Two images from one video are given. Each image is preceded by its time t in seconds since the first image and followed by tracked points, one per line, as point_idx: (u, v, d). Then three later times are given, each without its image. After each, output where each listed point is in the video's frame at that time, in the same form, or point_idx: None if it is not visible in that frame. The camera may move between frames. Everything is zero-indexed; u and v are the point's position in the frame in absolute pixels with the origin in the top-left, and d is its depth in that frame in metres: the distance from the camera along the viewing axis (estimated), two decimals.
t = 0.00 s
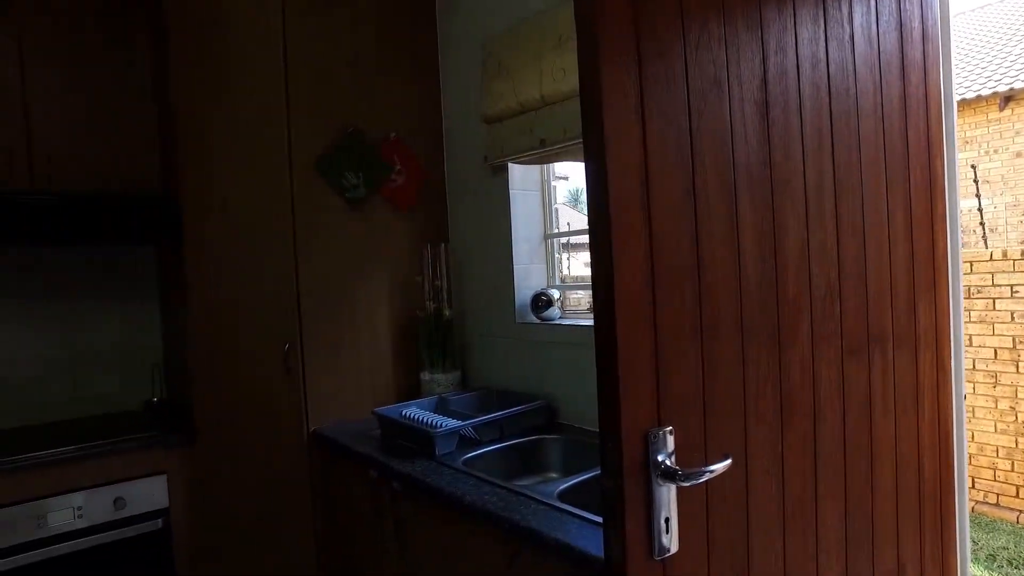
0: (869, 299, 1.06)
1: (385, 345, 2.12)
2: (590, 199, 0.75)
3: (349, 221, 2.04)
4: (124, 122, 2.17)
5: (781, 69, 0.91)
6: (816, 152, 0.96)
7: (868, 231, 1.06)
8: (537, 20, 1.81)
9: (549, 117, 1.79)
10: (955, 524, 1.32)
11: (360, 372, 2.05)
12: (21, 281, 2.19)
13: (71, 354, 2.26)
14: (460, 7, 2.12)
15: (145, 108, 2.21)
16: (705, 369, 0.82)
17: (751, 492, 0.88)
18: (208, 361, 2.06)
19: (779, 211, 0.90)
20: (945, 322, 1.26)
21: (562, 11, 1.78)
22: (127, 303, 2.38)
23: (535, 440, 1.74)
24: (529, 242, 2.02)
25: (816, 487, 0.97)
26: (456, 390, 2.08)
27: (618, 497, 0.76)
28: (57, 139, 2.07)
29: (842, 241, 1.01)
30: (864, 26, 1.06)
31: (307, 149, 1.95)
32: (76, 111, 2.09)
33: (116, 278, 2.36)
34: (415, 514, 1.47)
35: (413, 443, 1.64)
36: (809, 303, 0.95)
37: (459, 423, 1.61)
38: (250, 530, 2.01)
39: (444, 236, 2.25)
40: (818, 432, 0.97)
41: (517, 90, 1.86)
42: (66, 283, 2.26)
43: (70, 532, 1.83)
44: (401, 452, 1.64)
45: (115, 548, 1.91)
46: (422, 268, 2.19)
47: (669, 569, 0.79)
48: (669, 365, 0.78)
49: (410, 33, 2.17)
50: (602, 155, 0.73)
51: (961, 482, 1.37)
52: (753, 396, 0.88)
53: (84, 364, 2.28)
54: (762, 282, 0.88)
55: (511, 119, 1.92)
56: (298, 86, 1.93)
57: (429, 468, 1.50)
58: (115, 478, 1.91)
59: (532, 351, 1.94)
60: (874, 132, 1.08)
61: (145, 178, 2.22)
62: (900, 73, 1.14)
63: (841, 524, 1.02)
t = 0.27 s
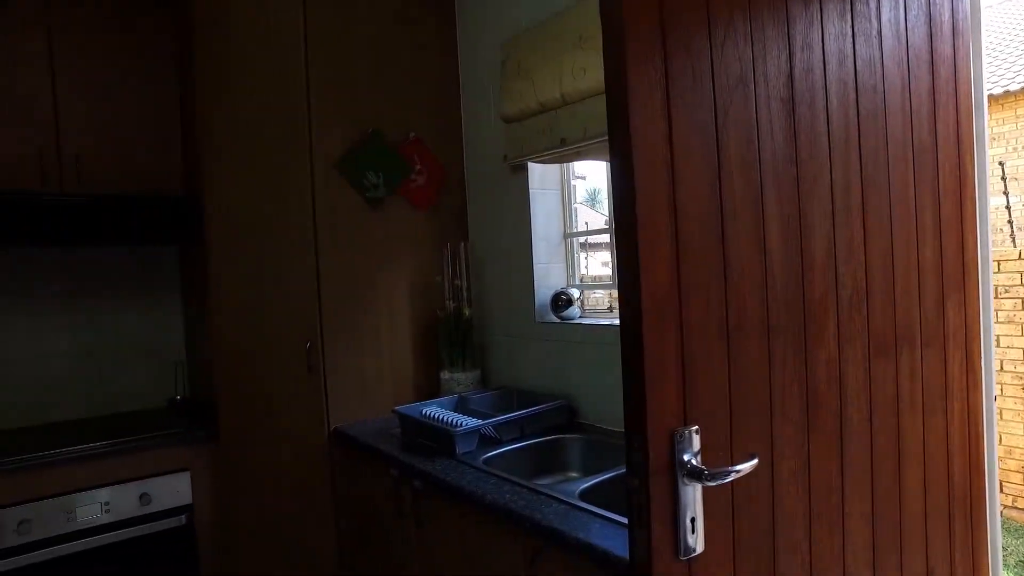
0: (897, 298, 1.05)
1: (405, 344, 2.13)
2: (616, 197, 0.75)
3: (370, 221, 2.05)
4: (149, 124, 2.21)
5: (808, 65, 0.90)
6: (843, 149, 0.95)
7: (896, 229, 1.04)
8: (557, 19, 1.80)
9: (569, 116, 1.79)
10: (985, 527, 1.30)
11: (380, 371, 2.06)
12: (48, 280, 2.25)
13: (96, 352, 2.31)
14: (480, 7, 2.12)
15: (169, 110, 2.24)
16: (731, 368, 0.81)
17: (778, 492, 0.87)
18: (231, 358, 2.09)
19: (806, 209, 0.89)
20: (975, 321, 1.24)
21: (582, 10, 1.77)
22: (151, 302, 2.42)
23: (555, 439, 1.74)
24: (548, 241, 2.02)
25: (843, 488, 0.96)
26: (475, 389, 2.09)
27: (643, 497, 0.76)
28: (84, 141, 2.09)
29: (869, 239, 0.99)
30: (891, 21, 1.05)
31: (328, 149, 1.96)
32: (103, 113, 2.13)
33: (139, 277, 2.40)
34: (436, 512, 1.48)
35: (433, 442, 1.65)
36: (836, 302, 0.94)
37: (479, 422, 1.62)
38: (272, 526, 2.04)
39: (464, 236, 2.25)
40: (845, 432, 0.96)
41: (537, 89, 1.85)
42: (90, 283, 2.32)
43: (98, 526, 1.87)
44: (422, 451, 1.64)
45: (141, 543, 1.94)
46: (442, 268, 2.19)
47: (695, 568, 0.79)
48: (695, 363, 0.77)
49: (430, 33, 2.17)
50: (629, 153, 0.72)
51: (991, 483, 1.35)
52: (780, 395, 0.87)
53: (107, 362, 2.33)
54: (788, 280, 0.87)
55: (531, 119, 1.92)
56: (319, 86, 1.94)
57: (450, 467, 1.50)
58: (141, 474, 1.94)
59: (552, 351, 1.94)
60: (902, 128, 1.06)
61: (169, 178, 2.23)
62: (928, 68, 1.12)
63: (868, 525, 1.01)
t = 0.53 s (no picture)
0: (920, 297, 1.03)
1: (421, 343, 2.13)
2: (637, 195, 0.74)
3: (386, 221, 2.06)
4: (169, 124, 2.23)
5: (830, 61, 0.89)
6: (866, 146, 0.94)
7: (919, 227, 1.03)
8: (573, 17, 1.80)
9: (585, 114, 1.78)
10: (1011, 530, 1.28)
11: (396, 370, 2.07)
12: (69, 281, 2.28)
13: (114, 351, 2.35)
14: (495, 6, 2.13)
15: (188, 110, 2.26)
16: (752, 367, 0.81)
17: (800, 493, 0.86)
18: (248, 358, 2.09)
19: (828, 206, 0.88)
20: (1001, 321, 1.22)
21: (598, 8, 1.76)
22: (169, 301, 2.45)
23: (571, 439, 1.73)
24: (565, 241, 2.01)
25: (866, 490, 0.95)
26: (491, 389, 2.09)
27: (664, 497, 0.75)
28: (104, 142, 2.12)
29: (892, 237, 0.98)
30: (915, 16, 1.03)
31: (345, 150, 1.98)
32: (123, 115, 2.15)
33: (157, 277, 2.43)
34: (452, 511, 1.48)
35: (449, 441, 1.65)
36: (859, 301, 0.93)
37: (495, 421, 1.62)
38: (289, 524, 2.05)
39: (479, 235, 2.25)
40: (868, 433, 0.95)
41: (553, 88, 1.85)
42: (110, 283, 2.35)
43: (118, 522, 1.90)
44: (438, 450, 1.65)
45: (160, 539, 1.96)
46: (457, 267, 2.20)
47: (716, 569, 0.78)
48: (717, 363, 0.77)
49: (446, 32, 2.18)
50: (649, 151, 0.72)
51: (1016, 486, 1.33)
52: (801, 395, 0.86)
53: (124, 361, 2.36)
54: (810, 278, 0.87)
55: (547, 118, 1.92)
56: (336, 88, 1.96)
57: (466, 466, 1.50)
58: (160, 472, 1.96)
59: (568, 350, 1.93)
60: (926, 125, 1.05)
61: (187, 179, 2.26)
62: (953, 64, 1.11)
63: (891, 527, 0.99)
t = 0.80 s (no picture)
0: (947, 297, 1.01)
1: (437, 342, 2.13)
2: (657, 193, 0.73)
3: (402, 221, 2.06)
4: (188, 126, 2.25)
5: (854, 56, 0.88)
6: (891, 143, 0.92)
7: (946, 226, 1.01)
8: (590, 16, 1.79)
9: (602, 113, 1.77)
10: None
11: (413, 370, 2.07)
12: (90, 281, 2.31)
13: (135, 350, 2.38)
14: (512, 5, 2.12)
15: (206, 112, 2.28)
16: (774, 368, 0.79)
17: (823, 496, 0.85)
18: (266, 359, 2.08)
19: (851, 205, 0.87)
20: None
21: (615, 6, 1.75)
22: (189, 301, 2.47)
23: (588, 439, 1.72)
24: (581, 240, 2.00)
25: (891, 494, 0.93)
26: (507, 389, 2.09)
27: (685, 499, 0.74)
28: (125, 144, 2.15)
29: (918, 236, 0.96)
30: (942, 9, 1.01)
31: (361, 150, 1.99)
32: (143, 117, 2.18)
33: (177, 276, 2.45)
34: (468, 512, 1.48)
35: (465, 441, 1.65)
36: (883, 301, 0.91)
37: (511, 422, 1.61)
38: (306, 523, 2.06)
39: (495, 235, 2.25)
40: (893, 435, 0.93)
41: (570, 87, 1.84)
42: (130, 284, 2.38)
43: (139, 519, 1.92)
44: (455, 450, 1.64)
45: (180, 536, 1.98)
46: (473, 267, 2.20)
47: (737, 573, 0.77)
48: (738, 363, 0.76)
49: (462, 32, 2.18)
50: (670, 147, 0.71)
51: None
52: (825, 396, 0.85)
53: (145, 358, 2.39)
54: (834, 278, 0.85)
55: (563, 117, 1.91)
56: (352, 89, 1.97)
57: (482, 466, 1.50)
58: (180, 470, 1.98)
59: (584, 350, 1.92)
60: (953, 121, 1.03)
61: (206, 179, 2.27)
62: (981, 58, 1.08)
63: (917, 532, 0.97)
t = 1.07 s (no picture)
0: (979, 298, 0.99)
1: (455, 342, 2.13)
2: (682, 192, 0.72)
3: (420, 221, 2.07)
4: (207, 127, 2.26)
5: (884, 52, 0.86)
6: (922, 141, 0.90)
7: (978, 225, 0.98)
8: (609, 14, 1.77)
9: (621, 112, 1.75)
10: None
11: (430, 371, 2.07)
12: (113, 281, 2.35)
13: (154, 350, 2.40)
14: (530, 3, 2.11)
15: (226, 112, 2.29)
16: (802, 371, 0.78)
17: (852, 502, 0.83)
18: (286, 361, 2.06)
19: (881, 204, 0.85)
20: None
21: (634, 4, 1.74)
22: (208, 300, 2.49)
23: (607, 440, 1.71)
24: (600, 240, 1.99)
25: (922, 500, 0.91)
26: (525, 389, 2.08)
27: (711, 504, 0.73)
28: (146, 145, 2.17)
29: (950, 236, 0.94)
30: (974, 2, 0.99)
31: (378, 151, 2.00)
32: (163, 118, 2.19)
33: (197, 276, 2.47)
34: (486, 513, 1.48)
35: (483, 442, 1.65)
36: (914, 302, 0.89)
37: (529, 423, 1.61)
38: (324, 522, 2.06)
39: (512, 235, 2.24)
40: (924, 441, 0.91)
41: (588, 86, 1.83)
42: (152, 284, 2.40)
43: (160, 517, 1.94)
44: (473, 451, 1.64)
45: (200, 535, 1.99)
46: (491, 267, 2.19)
47: None
48: (765, 366, 0.74)
49: (480, 31, 2.17)
50: (695, 146, 0.70)
51: None
52: (854, 400, 0.83)
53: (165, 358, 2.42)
54: (863, 279, 0.83)
55: (581, 116, 1.90)
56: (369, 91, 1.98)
57: (501, 467, 1.49)
58: (200, 469, 2.00)
59: (603, 351, 1.91)
60: (986, 117, 1.00)
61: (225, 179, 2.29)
62: (1015, 53, 1.05)
63: (949, 540, 0.95)
